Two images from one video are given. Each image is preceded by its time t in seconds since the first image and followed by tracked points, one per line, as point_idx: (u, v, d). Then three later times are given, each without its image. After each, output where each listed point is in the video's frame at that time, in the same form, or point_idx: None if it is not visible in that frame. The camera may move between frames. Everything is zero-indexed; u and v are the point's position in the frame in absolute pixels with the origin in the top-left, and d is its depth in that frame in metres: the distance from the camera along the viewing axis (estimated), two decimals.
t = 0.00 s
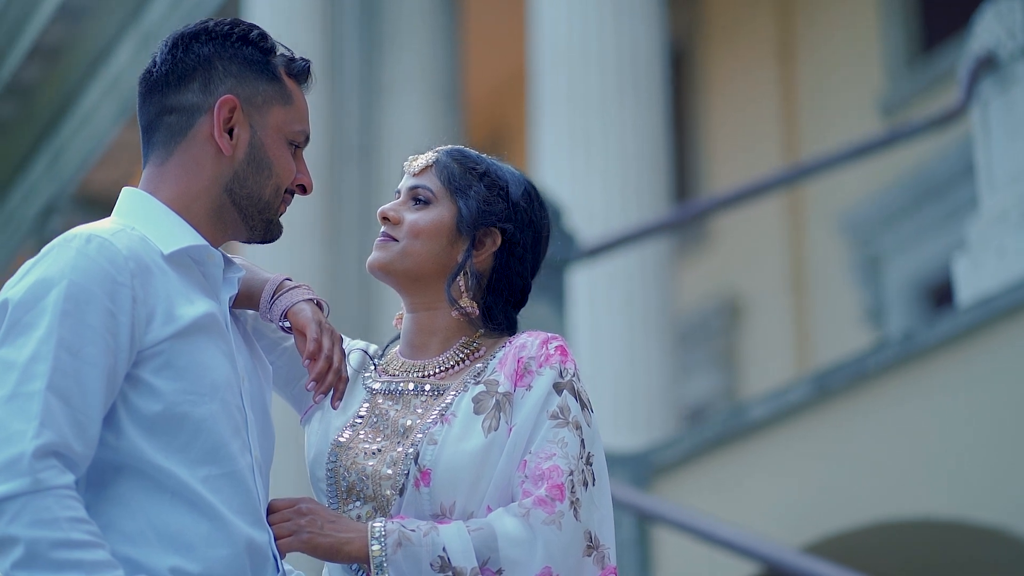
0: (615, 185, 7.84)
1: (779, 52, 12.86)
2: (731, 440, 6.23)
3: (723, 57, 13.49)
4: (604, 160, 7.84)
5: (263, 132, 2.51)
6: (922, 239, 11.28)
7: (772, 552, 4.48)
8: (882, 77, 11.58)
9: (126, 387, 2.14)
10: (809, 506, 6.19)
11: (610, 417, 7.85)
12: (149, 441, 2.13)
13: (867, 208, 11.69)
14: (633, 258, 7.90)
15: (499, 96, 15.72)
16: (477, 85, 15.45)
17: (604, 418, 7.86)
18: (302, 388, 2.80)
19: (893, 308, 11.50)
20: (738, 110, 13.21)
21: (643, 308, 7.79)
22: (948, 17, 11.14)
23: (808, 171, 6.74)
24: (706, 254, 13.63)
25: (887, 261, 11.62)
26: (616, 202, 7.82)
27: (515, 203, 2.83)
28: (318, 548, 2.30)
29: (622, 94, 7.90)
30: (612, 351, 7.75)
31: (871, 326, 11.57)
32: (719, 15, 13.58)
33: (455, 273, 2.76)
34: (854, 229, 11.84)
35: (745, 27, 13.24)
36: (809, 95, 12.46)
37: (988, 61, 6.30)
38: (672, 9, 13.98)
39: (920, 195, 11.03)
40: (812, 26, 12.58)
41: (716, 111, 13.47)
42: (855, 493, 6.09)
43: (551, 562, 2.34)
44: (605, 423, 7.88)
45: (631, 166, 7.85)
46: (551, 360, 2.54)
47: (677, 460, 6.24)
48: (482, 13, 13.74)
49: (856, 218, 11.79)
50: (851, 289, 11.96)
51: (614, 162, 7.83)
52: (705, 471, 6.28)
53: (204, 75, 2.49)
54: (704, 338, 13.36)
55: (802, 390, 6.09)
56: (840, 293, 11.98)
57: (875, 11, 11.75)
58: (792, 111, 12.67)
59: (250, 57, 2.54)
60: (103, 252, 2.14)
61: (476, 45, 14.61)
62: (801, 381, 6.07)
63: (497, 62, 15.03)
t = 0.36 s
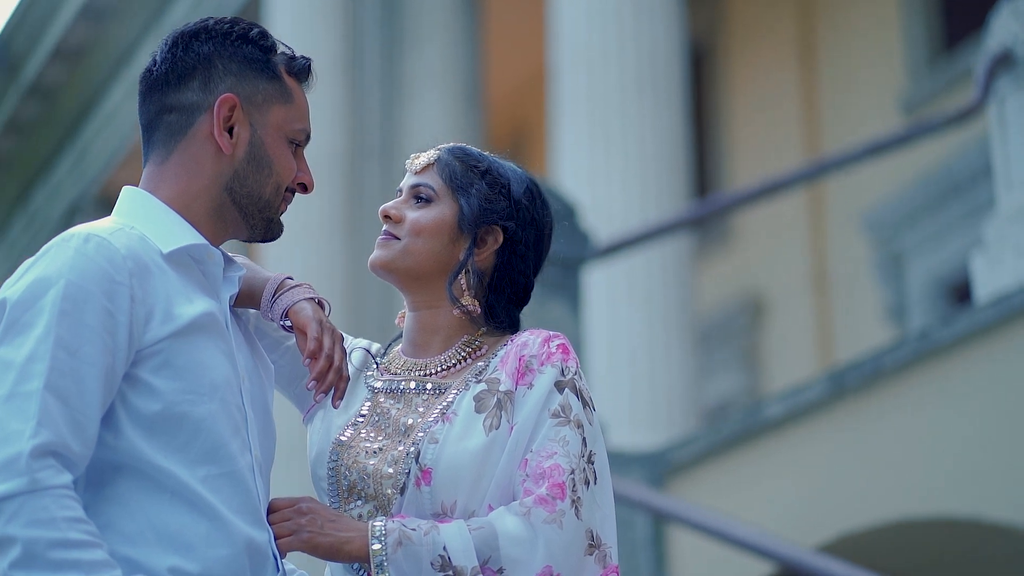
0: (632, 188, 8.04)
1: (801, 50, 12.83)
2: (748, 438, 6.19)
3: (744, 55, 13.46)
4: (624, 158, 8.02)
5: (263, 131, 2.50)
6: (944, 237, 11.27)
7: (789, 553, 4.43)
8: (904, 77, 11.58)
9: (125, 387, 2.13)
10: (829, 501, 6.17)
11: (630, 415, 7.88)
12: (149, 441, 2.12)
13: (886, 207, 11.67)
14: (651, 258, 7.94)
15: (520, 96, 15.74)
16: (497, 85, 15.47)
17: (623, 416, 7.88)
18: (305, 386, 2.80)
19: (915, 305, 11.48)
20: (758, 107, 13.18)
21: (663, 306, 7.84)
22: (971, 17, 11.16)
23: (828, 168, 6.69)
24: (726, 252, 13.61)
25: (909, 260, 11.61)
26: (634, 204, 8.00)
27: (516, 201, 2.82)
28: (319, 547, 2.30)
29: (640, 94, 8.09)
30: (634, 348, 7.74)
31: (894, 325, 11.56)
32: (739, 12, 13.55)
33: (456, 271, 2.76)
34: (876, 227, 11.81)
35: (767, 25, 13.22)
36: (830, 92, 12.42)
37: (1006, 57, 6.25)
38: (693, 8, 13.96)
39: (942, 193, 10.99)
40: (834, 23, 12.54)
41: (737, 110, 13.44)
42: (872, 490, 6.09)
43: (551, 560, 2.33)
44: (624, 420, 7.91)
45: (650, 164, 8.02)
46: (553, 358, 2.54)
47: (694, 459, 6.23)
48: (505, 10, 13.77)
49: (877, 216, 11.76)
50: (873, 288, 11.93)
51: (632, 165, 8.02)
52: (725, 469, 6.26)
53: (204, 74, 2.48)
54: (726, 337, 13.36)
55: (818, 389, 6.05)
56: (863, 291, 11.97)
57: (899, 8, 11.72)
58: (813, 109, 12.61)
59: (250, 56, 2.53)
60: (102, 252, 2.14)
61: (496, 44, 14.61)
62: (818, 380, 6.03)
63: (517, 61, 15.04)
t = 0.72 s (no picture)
0: (656, 185, 8.03)
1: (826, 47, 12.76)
2: (766, 438, 6.30)
3: (771, 54, 13.41)
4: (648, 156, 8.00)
5: (266, 130, 2.49)
6: (972, 236, 11.18)
7: (803, 553, 4.35)
8: (930, 74, 11.52)
9: (128, 387, 2.13)
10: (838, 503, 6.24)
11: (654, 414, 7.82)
12: (151, 441, 2.12)
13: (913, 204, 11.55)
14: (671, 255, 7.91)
15: (546, 98, 15.75)
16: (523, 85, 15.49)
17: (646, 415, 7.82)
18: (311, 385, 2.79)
19: (943, 301, 11.39)
20: (785, 106, 13.12)
21: (685, 304, 7.81)
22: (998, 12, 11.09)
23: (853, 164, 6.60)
24: (754, 250, 13.56)
25: (936, 258, 11.51)
26: (657, 201, 7.98)
27: (522, 199, 2.81)
28: (323, 547, 2.29)
29: (664, 90, 8.08)
30: (658, 346, 7.72)
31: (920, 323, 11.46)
32: (765, 12, 13.51)
33: (461, 270, 2.76)
34: (903, 224, 11.71)
35: (793, 22, 13.15)
36: (857, 90, 12.34)
37: None
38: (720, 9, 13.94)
39: (970, 190, 10.91)
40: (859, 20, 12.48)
41: (762, 109, 13.39)
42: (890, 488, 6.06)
43: (556, 560, 2.32)
44: (647, 421, 7.84)
45: (675, 161, 8.02)
46: (558, 357, 2.53)
47: (715, 457, 6.37)
48: (529, 11, 13.79)
49: (904, 213, 11.67)
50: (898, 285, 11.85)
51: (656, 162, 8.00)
52: (747, 468, 6.38)
53: (207, 74, 2.47)
54: (754, 336, 13.31)
55: (838, 386, 6.09)
56: (889, 289, 11.88)
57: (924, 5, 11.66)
58: (839, 106, 12.54)
59: (253, 55, 2.52)
60: (104, 251, 2.13)
61: (521, 45, 14.62)
62: (839, 377, 6.06)
63: (542, 63, 15.05)
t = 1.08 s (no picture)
0: (680, 184, 7.96)
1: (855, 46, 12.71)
2: (790, 437, 6.14)
3: (799, 53, 13.36)
4: (673, 153, 7.94)
5: (270, 130, 2.48)
6: (1001, 232, 11.08)
7: (825, 553, 4.34)
8: (956, 72, 11.44)
9: (130, 388, 2.13)
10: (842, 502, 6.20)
11: (678, 415, 7.72)
12: (154, 441, 2.12)
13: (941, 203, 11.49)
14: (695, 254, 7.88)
15: (573, 99, 15.76)
16: (549, 86, 15.50)
17: (671, 416, 7.72)
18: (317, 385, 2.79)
19: (971, 298, 11.32)
20: (811, 105, 13.05)
21: (707, 303, 7.75)
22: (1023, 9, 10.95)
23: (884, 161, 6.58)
24: (776, 249, 13.56)
25: (966, 256, 11.40)
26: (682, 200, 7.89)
27: (528, 199, 2.80)
28: (327, 548, 2.29)
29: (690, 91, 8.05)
30: (680, 345, 7.64)
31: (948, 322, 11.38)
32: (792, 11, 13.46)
33: (467, 269, 2.74)
34: (929, 224, 11.65)
35: (820, 22, 13.10)
36: (884, 89, 12.28)
37: None
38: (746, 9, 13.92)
39: (999, 188, 10.84)
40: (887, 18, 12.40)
41: (789, 108, 13.35)
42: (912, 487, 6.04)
43: (561, 560, 2.31)
44: (672, 422, 7.73)
45: (700, 160, 7.96)
46: (563, 356, 2.51)
47: (734, 457, 6.22)
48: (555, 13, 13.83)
49: (931, 211, 11.60)
50: (927, 283, 11.75)
51: (680, 161, 7.95)
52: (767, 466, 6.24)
53: (210, 74, 2.47)
54: (784, 334, 13.27)
55: (858, 386, 6.01)
56: (916, 287, 11.80)
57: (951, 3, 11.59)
58: (866, 105, 12.48)
59: (257, 55, 2.52)
60: (106, 252, 2.13)
61: (547, 46, 14.67)
62: (859, 377, 5.99)
63: (567, 64, 15.07)
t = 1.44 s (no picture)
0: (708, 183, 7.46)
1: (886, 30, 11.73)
2: (815, 436, 6.10)
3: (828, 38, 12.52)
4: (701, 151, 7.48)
5: (276, 132, 2.47)
6: None
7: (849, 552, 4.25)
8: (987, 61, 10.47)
9: (136, 390, 2.13)
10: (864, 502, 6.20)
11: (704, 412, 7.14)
12: (159, 443, 2.12)
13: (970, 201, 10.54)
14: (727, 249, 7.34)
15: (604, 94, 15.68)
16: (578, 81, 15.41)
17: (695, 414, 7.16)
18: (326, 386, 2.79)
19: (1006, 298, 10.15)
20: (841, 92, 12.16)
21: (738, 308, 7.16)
22: None
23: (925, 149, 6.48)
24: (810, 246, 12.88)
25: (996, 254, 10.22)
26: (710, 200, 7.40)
27: (535, 198, 2.79)
28: (334, 549, 2.29)
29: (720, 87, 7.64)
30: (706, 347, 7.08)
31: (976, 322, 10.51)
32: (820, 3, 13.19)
33: (474, 270, 2.74)
34: (961, 221, 10.63)
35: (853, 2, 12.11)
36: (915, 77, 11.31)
37: None
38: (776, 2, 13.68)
39: None
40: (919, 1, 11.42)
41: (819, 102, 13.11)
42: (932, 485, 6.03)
43: (568, 561, 2.30)
44: (698, 420, 7.17)
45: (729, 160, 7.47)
46: (571, 357, 2.50)
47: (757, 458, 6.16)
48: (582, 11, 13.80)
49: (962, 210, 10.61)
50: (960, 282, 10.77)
51: (708, 162, 7.45)
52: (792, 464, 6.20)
53: (216, 75, 2.46)
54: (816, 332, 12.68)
55: (883, 384, 6.00)
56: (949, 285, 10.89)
57: None
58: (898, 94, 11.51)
59: (262, 56, 2.50)
60: (110, 255, 2.13)
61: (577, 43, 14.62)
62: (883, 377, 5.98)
63: (597, 60, 14.99)
